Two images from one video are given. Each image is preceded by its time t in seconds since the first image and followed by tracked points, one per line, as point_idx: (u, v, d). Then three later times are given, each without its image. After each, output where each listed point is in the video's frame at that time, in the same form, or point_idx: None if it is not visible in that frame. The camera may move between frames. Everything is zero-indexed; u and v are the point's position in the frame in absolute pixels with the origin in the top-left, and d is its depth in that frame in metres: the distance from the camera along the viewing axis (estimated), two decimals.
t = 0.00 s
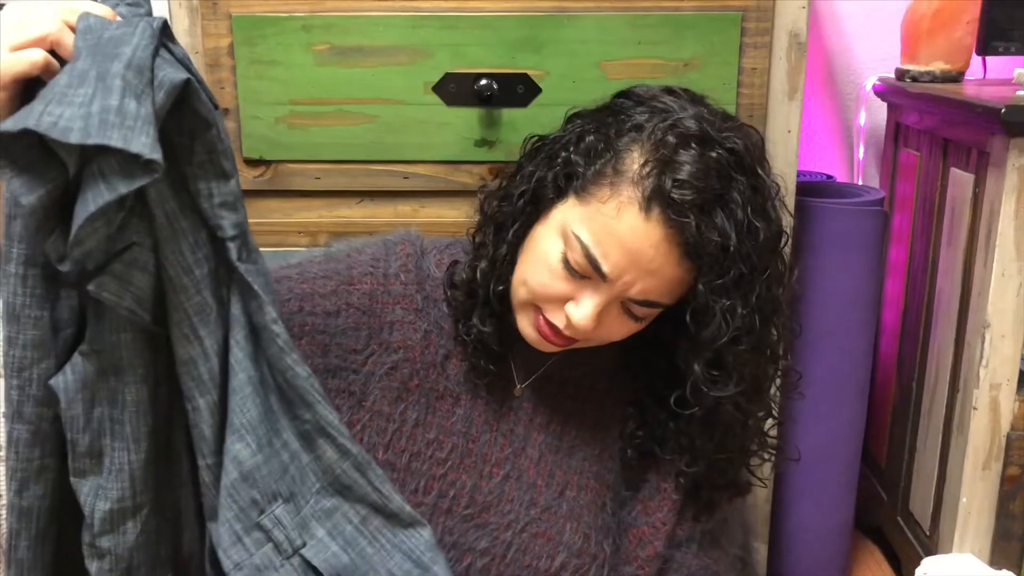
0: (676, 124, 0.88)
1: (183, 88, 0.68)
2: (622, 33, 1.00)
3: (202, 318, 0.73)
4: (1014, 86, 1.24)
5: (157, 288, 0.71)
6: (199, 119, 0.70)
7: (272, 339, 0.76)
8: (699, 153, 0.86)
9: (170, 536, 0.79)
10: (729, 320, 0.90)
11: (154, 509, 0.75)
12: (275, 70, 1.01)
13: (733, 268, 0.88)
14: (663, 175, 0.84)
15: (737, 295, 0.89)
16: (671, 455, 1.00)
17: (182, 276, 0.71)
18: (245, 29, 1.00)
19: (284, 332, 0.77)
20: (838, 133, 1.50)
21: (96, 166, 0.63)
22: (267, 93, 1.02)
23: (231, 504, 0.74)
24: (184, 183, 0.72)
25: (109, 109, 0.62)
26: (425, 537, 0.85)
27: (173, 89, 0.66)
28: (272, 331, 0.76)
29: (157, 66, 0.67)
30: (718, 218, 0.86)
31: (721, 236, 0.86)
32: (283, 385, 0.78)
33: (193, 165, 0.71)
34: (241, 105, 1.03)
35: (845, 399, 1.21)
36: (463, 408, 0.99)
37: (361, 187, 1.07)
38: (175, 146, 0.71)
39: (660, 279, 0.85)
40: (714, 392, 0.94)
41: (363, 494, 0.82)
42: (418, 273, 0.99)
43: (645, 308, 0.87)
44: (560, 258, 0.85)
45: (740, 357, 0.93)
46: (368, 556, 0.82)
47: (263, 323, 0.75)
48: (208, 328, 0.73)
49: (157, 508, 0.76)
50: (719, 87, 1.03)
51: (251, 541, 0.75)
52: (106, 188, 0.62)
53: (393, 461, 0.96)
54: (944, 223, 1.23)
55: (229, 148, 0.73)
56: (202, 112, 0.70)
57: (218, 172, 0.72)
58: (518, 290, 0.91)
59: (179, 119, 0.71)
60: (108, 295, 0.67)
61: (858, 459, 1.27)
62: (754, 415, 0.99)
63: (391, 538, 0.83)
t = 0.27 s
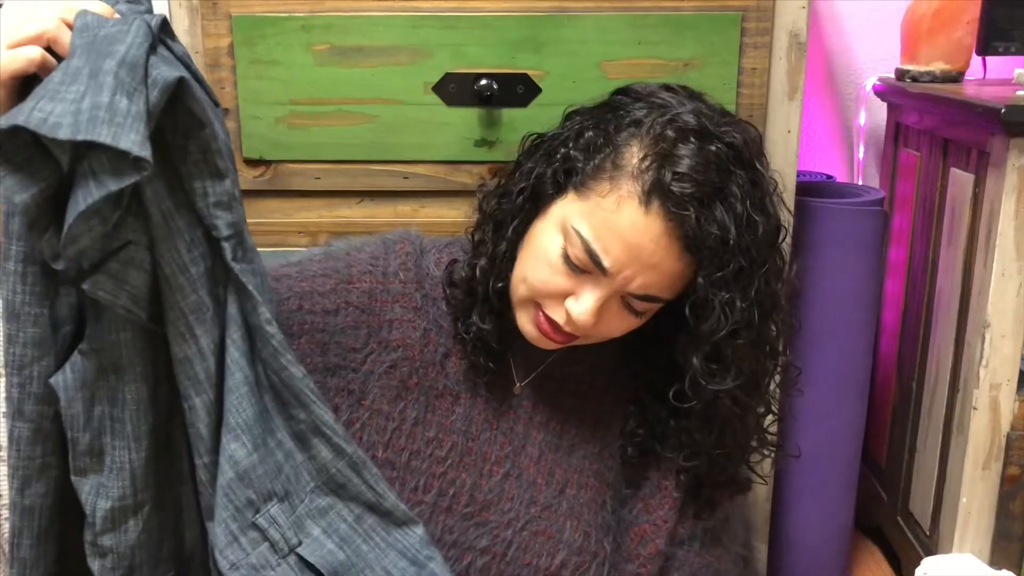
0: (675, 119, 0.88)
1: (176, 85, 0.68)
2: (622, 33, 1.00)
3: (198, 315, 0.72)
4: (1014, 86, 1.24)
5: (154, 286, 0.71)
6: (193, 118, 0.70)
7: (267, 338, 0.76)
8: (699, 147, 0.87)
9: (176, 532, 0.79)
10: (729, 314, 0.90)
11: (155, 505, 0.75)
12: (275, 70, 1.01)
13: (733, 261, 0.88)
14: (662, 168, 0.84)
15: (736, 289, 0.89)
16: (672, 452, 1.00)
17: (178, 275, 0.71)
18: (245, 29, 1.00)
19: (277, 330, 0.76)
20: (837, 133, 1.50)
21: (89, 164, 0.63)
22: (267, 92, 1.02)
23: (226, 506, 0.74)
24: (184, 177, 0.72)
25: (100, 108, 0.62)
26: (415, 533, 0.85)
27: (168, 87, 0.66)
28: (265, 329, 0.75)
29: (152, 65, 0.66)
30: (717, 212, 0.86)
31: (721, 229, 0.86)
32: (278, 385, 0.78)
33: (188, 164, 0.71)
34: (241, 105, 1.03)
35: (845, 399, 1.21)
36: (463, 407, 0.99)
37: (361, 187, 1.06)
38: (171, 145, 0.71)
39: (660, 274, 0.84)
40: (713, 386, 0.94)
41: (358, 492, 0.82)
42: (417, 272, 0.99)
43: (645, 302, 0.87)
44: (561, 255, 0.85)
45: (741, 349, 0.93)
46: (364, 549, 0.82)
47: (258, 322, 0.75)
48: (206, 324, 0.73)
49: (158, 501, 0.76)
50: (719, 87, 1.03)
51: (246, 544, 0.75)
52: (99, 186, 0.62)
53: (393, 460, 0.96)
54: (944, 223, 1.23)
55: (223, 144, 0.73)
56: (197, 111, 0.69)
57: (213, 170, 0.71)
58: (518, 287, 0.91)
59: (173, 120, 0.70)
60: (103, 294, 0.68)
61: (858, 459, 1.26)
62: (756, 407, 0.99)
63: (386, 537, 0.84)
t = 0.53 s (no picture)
0: (655, 82, 0.91)
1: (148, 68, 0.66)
2: (622, 33, 1.01)
3: (184, 302, 0.71)
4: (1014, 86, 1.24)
5: (142, 278, 0.70)
6: (168, 103, 0.68)
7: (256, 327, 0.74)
8: (685, 101, 0.90)
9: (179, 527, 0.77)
10: (725, 265, 0.92)
11: (153, 496, 0.75)
12: (275, 70, 1.01)
13: (726, 210, 0.91)
14: (650, 125, 0.87)
15: (729, 238, 0.92)
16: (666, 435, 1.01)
17: (166, 267, 0.69)
18: (245, 29, 1.00)
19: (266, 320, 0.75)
20: (837, 133, 1.50)
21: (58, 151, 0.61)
22: (267, 92, 1.02)
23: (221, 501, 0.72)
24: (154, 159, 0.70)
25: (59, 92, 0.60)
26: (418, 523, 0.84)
27: (137, 68, 0.64)
28: (247, 310, 0.73)
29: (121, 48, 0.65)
30: (707, 163, 0.88)
31: (713, 178, 0.88)
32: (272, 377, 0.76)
33: (167, 151, 0.69)
34: (241, 105, 1.03)
35: (844, 399, 1.21)
36: (456, 404, 0.98)
37: (361, 187, 1.07)
38: (149, 131, 0.69)
39: (658, 231, 0.87)
40: (712, 339, 0.96)
41: (357, 482, 0.81)
42: (410, 269, 0.99)
43: (644, 267, 0.89)
44: (558, 224, 0.87)
45: (737, 302, 0.95)
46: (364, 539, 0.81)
47: (246, 311, 0.73)
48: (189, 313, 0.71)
49: (157, 484, 0.75)
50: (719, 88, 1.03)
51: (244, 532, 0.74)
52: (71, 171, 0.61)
53: (389, 458, 0.95)
54: (944, 223, 1.23)
55: (201, 127, 0.71)
56: (171, 95, 0.67)
57: (193, 155, 0.70)
58: (516, 268, 0.92)
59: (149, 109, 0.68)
60: (88, 287, 0.66)
61: (858, 457, 1.26)
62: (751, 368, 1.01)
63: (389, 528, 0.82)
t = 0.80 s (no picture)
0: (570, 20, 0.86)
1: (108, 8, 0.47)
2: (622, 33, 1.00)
3: (174, 260, 0.49)
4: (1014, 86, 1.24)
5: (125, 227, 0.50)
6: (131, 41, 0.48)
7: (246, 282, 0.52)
8: (590, 29, 0.84)
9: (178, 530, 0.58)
10: (673, 164, 0.82)
11: (143, 471, 0.55)
12: (276, 70, 1.01)
13: (664, 105, 0.82)
14: (569, 49, 0.81)
15: (674, 137, 0.82)
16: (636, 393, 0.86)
17: (143, 216, 0.48)
18: (245, 29, 0.99)
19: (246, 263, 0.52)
20: (837, 133, 1.50)
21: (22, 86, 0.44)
22: (267, 92, 1.02)
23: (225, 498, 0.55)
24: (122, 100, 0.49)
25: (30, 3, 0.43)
26: (428, 468, 0.57)
27: None
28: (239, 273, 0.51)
29: None
30: (635, 72, 0.80)
31: (643, 79, 0.80)
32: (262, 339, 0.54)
33: (132, 94, 0.48)
34: (241, 105, 1.03)
35: (844, 399, 1.22)
36: (433, 404, 0.83)
37: (361, 187, 1.07)
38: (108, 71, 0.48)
39: (604, 143, 0.75)
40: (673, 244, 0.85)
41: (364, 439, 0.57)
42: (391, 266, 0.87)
43: (603, 186, 0.77)
44: (513, 170, 0.77)
45: (691, 201, 0.85)
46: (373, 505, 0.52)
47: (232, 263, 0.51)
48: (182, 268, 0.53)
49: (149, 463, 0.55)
50: (719, 88, 1.03)
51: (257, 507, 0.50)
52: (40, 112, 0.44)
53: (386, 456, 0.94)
54: (944, 223, 1.23)
55: (174, 68, 0.50)
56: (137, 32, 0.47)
57: (160, 97, 0.48)
58: (477, 232, 0.80)
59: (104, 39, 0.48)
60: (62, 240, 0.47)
61: (858, 456, 1.26)
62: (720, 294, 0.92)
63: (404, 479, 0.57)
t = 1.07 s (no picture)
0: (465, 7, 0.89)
1: None
2: (622, 33, 1.00)
3: (115, 130, 0.36)
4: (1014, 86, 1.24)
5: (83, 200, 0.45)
6: None
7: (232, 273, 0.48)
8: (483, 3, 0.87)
9: (68, 569, 0.46)
10: (576, 104, 0.82)
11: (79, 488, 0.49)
12: (276, 70, 1.01)
13: (562, 53, 0.83)
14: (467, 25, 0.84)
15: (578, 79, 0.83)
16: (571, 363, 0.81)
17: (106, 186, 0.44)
18: (245, 29, 0.99)
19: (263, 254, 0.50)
20: (837, 133, 1.50)
21: None
22: (267, 93, 1.02)
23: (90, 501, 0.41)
24: None
25: None
26: (397, 326, 0.36)
27: None
28: (188, 138, 0.37)
29: None
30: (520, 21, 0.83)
31: (540, 34, 0.83)
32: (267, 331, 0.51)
33: None
34: (241, 105, 1.02)
35: (845, 399, 1.22)
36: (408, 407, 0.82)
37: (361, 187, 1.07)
38: None
39: (515, 87, 0.79)
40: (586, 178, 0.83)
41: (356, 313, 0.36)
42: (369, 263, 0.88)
43: (529, 132, 0.79)
44: (442, 141, 0.80)
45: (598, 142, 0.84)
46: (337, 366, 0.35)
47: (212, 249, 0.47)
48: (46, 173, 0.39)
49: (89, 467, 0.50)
50: (719, 88, 1.03)
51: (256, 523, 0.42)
52: None
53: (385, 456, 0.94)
54: (944, 224, 1.23)
55: None
56: None
57: None
58: (412, 213, 0.80)
59: None
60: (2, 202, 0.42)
61: (858, 455, 1.26)
62: (639, 234, 0.88)
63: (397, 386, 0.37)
